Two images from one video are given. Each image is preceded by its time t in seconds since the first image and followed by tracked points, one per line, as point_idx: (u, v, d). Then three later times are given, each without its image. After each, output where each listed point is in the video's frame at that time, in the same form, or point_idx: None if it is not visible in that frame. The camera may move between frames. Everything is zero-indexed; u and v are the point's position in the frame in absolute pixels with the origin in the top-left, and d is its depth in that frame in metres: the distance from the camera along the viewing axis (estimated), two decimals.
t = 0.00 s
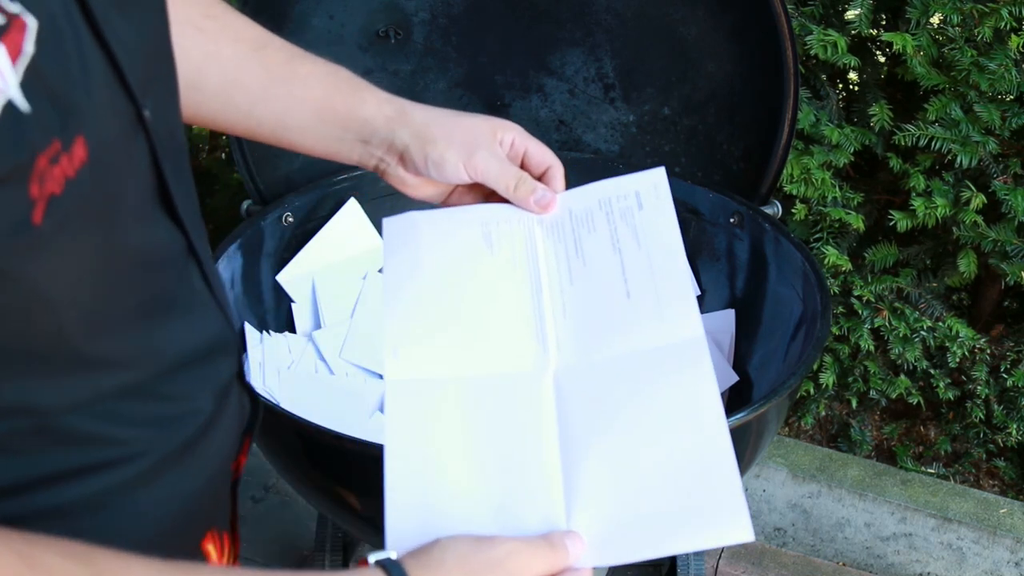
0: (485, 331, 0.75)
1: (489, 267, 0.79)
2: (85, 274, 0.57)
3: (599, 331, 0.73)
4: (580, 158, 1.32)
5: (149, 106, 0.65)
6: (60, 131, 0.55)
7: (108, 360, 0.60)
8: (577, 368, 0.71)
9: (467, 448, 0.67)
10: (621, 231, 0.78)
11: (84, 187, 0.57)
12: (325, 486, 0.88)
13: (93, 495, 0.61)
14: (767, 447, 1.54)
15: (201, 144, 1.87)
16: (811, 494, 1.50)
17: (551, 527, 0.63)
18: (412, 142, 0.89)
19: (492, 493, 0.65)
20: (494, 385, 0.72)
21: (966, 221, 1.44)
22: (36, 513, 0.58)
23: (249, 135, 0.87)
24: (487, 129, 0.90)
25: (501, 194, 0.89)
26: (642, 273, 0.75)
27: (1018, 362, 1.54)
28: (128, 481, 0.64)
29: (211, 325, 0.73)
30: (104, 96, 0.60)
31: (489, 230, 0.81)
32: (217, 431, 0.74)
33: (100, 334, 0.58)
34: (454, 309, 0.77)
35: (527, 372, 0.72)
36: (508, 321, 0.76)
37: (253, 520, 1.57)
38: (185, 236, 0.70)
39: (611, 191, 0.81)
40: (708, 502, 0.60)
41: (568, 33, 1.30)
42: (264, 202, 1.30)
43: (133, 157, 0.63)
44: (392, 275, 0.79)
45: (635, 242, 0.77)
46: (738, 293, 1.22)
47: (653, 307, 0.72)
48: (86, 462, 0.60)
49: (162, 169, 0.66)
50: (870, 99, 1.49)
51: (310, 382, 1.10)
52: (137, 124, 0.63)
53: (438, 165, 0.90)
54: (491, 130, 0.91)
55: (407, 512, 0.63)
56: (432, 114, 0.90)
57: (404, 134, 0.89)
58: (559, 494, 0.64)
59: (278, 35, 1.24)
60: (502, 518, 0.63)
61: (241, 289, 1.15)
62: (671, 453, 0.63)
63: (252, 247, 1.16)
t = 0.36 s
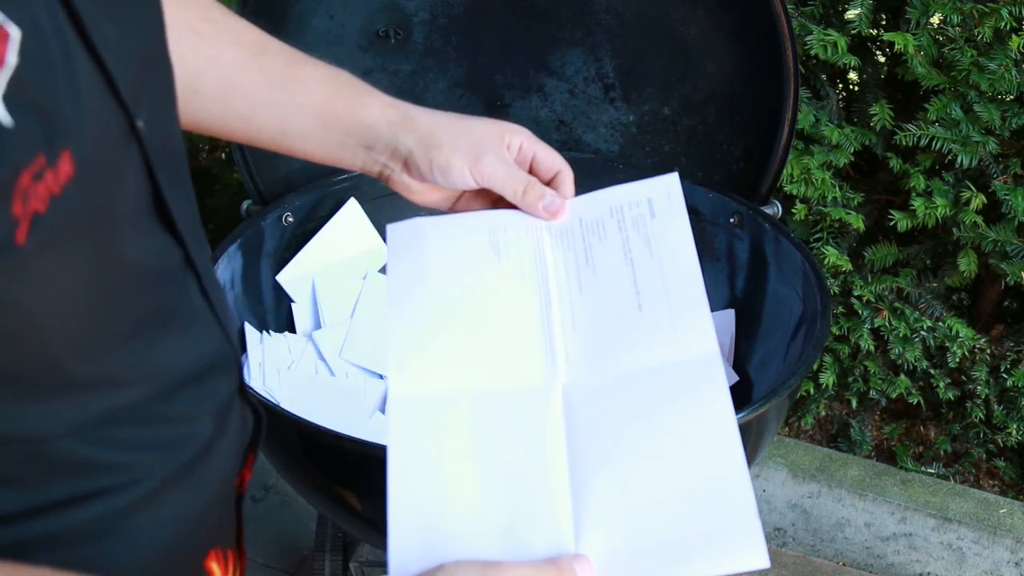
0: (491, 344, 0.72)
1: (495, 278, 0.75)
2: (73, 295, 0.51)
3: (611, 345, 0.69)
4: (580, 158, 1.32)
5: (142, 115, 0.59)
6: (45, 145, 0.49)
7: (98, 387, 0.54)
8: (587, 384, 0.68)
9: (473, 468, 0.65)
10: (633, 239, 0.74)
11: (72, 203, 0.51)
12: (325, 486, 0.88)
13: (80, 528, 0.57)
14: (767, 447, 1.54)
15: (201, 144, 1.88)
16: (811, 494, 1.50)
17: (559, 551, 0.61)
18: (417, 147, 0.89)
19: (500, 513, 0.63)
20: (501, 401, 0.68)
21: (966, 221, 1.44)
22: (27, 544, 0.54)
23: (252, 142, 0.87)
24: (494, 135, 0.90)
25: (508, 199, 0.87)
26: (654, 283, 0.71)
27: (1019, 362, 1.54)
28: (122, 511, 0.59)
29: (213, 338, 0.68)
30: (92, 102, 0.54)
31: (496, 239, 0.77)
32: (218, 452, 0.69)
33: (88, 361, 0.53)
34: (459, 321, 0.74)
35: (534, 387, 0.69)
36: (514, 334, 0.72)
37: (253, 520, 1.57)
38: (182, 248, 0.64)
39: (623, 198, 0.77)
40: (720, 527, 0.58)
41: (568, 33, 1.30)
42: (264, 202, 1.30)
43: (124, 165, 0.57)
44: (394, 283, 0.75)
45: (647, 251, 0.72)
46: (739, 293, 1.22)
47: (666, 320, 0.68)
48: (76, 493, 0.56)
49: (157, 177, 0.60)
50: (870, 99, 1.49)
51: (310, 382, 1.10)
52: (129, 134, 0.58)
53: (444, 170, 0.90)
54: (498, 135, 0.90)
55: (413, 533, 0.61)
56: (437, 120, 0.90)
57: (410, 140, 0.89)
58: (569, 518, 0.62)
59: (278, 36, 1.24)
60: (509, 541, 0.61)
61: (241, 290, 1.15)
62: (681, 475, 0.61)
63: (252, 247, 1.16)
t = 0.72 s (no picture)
0: (494, 349, 0.72)
1: (497, 282, 0.75)
2: (62, 301, 0.51)
3: (614, 350, 0.69)
4: (580, 158, 1.32)
5: (137, 116, 0.59)
6: (34, 148, 0.49)
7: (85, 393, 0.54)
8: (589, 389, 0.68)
9: (476, 476, 0.65)
10: (637, 243, 0.74)
11: (62, 208, 0.51)
12: (326, 487, 0.88)
13: (71, 536, 0.57)
14: (767, 447, 1.53)
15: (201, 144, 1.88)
16: (811, 494, 1.50)
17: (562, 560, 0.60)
18: (418, 150, 0.89)
19: (500, 521, 0.63)
20: (504, 407, 0.68)
21: (966, 221, 1.44)
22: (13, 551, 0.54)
23: (253, 144, 0.87)
24: (497, 137, 0.90)
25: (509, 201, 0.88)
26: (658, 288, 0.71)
27: (1018, 362, 1.54)
28: (111, 517, 0.59)
29: (211, 344, 0.67)
30: (83, 104, 0.54)
31: (498, 243, 0.77)
32: (215, 457, 0.69)
33: (77, 365, 0.53)
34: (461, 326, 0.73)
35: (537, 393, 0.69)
36: (517, 339, 0.72)
37: (252, 520, 1.57)
38: (178, 250, 0.63)
39: (627, 201, 0.76)
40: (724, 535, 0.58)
41: (568, 33, 1.30)
42: (264, 202, 1.30)
43: (116, 170, 0.57)
44: (397, 288, 0.76)
45: (651, 255, 0.72)
46: (739, 293, 1.22)
47: (670, 325, 0.68)
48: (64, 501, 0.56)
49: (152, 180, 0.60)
50: (870, 98, 1.49)
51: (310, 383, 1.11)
52: (123, 136, 0.58)
53: (445, 172, 0.90)
54: (501, 137, 0.90)
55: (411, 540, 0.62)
56: (439, 121, 0.90)
57: (410, 142, 0.89)
58: (571, 526, 0.62)
59: (278, 35, 1.24)
60: (510, 550, 0.62)
61: (241, 290, 1.15)
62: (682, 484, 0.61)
63: (252, 248, 1.16)
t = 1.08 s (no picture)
0: (490, 353, 0.72)
1: (494, 285, 0.75)
2: (52, 304, 0.51)
3: (612, 350, 0.69)
4: (580, 158, 1.32)
5: (130, 119, 0.59)
6: (25, 151, 0.49)
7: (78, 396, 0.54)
8: (586, 392, 0.67)
9: (472, 482, 0.65)
10: (634, 246, 0.73)
11: (52, 211, 0.51)
12: (327, 487, 0.88)
13: (65, 538, 0.56)
14: (767, 447, 1.53)
15: (202, 144, 1.87)
16: (811, 494, 1.50)
17: (554, 566, 0.62)
18: (415, 154, 0.89)
19: (494, 527, 0.64)
20: (500, 410, 0.68)
21: (966, 221, 1.44)
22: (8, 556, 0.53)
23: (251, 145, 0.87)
24: (494, 139, 0.90)
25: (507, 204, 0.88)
26: (654, 291, 0.70)
27: (1018, 362, 1.54)
28: (106, 519, 0.58)
29: (203, 347, 0.67)
30: (74, 106, 0.54)
31: (494, 246, 0.77)
32: (209, 460, 0.68)
33: (69, 368, 0.53)
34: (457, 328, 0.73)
35: (533, 396, 0.69)
36: (514, 342, 0.72)
37: (253, 520, 1.57)
38: (171, 252, 0.63)
39: (625, 205, 0.76)
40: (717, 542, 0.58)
41: (568, 34, 1.30)
42: (264, 202, 1.30)
43: (107, 172, 0.57)
44: (394, 291, 0.75)
45: (648, 260, 0.72)
46: (739, 293, 1.22)
47: (667, 327, 0.68)
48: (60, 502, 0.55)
49: (144, 182, 0.60)
50: (870, 98, 1.49)
51: (310, 382, 1.11)
52: (116, 138, 0.58)
53: (443, 176, 0.90)
54: (498, 139, 0.90)
55: (405, 547, 0.63)
56: (436, 125, 0.90)
57: (408, 147, 0.89)
58: (564, 533, 0.63)
59: (278, 35, 1.24)
60: (505, 558, 0.63)
61: (241, 290, 1.15)
62: (678, 488, 0.61)
63: (252, 248, 1.16)
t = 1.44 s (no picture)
0: (487, 351, 0.72)
1: (492, 282, 0.75)
2: (44, 307, 0.51)
3: (608, 348, 0.69)
4: (580, 158, 1.32)
5: (125, 123, 0.59)
6: (17, 156, 0.49)
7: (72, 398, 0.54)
8: (583, 389, 0.67)
9: (467, 480, 0.65)
10: (633, 243, 0.74)
11: (45, 215, 0.51)
12: (327, 487, 0.88)
13: (56, 541, 0.56)
14: (767, 447, 1.53)
15: (202, 144, 1.87)
16: (811, 494, 1.50)
17: (549, 565, 0.62)
18: (413, 149, 0.89)
19: (489, 525, 0.64)
20: (497, 407, 0.68)
21: (966, 221, 1.44)
22: None
23: (249, 144, 0.87)
24: (493, 134, 0.90)
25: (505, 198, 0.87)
26: (652, 287, 0.70)
27: (1018, 362, 1.54)
28: (97, 522, 0.58)
29: (198, 349, 0.67)
30: (68, 109, 0.54)
31: (493, 242, 0.77)
32: (202, 462, 0.68)
33: (63, 371, 0.53)
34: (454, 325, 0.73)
35: (530, 393, 0.69)
36: (511, 339, 0.72)
37: (253, 520, 1.57)
38: (166, 255, 0.63)
39: (624, 200, 0.77)
40: (712, 542, 0.58)
41: (567, 33, 1.30)
42: (263, 202, 1.30)
43: (99, 176, 0.56)
44: (391, 287, 0.75)
45: (647, 256, 0.72)
46: (739, 293, 1.22)
47: (665, 325, 0.68)
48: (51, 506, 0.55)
49: (139, 185, 0.60)
50: (870, 98, 1.49)
51: (310, 382, 1.11)
52: (109, 140, 0.58)
53: (441, 171, 0.90)
54: (497, 134, 0.90)
55: (400, 546, 0.63)
56: (434, 120, 0.90)
57: (405, 142, 0.89)
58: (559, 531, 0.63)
59: (277, 35, 1.24)
60: (499, 556, 0.63)
61: (241, 290, 1.15)
62: (675, 487, 0.61)
63: (252, 248, 1.16)
